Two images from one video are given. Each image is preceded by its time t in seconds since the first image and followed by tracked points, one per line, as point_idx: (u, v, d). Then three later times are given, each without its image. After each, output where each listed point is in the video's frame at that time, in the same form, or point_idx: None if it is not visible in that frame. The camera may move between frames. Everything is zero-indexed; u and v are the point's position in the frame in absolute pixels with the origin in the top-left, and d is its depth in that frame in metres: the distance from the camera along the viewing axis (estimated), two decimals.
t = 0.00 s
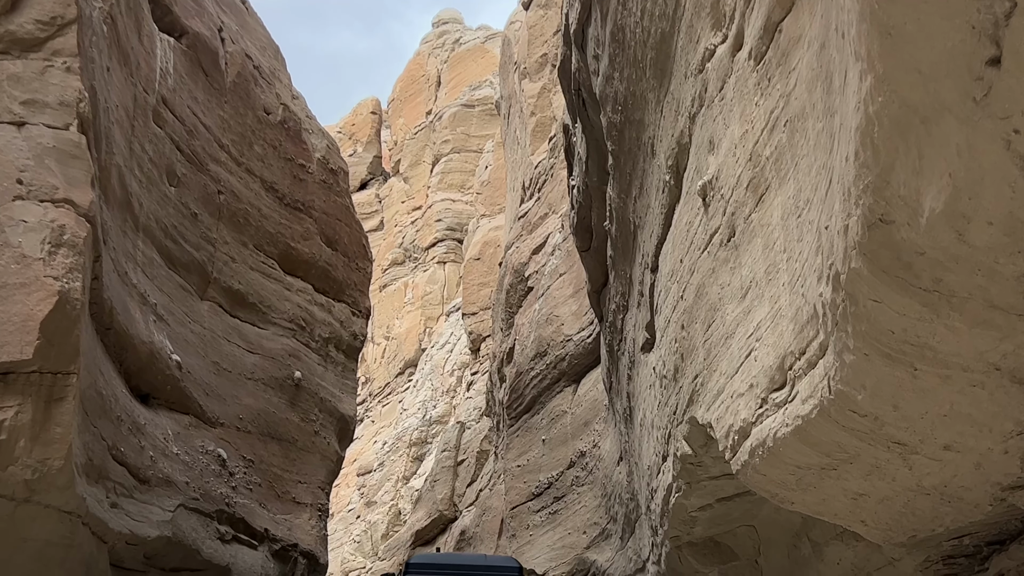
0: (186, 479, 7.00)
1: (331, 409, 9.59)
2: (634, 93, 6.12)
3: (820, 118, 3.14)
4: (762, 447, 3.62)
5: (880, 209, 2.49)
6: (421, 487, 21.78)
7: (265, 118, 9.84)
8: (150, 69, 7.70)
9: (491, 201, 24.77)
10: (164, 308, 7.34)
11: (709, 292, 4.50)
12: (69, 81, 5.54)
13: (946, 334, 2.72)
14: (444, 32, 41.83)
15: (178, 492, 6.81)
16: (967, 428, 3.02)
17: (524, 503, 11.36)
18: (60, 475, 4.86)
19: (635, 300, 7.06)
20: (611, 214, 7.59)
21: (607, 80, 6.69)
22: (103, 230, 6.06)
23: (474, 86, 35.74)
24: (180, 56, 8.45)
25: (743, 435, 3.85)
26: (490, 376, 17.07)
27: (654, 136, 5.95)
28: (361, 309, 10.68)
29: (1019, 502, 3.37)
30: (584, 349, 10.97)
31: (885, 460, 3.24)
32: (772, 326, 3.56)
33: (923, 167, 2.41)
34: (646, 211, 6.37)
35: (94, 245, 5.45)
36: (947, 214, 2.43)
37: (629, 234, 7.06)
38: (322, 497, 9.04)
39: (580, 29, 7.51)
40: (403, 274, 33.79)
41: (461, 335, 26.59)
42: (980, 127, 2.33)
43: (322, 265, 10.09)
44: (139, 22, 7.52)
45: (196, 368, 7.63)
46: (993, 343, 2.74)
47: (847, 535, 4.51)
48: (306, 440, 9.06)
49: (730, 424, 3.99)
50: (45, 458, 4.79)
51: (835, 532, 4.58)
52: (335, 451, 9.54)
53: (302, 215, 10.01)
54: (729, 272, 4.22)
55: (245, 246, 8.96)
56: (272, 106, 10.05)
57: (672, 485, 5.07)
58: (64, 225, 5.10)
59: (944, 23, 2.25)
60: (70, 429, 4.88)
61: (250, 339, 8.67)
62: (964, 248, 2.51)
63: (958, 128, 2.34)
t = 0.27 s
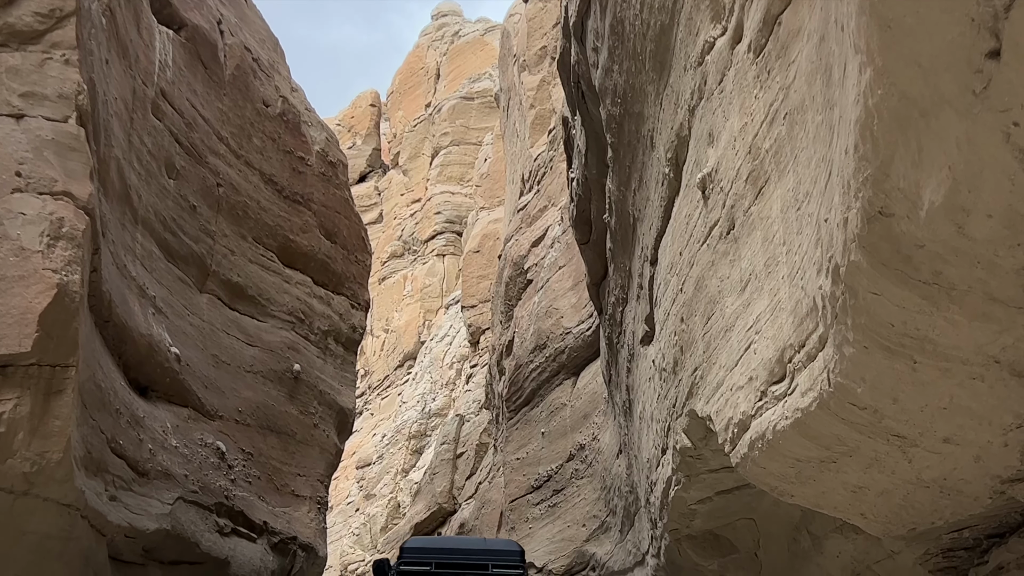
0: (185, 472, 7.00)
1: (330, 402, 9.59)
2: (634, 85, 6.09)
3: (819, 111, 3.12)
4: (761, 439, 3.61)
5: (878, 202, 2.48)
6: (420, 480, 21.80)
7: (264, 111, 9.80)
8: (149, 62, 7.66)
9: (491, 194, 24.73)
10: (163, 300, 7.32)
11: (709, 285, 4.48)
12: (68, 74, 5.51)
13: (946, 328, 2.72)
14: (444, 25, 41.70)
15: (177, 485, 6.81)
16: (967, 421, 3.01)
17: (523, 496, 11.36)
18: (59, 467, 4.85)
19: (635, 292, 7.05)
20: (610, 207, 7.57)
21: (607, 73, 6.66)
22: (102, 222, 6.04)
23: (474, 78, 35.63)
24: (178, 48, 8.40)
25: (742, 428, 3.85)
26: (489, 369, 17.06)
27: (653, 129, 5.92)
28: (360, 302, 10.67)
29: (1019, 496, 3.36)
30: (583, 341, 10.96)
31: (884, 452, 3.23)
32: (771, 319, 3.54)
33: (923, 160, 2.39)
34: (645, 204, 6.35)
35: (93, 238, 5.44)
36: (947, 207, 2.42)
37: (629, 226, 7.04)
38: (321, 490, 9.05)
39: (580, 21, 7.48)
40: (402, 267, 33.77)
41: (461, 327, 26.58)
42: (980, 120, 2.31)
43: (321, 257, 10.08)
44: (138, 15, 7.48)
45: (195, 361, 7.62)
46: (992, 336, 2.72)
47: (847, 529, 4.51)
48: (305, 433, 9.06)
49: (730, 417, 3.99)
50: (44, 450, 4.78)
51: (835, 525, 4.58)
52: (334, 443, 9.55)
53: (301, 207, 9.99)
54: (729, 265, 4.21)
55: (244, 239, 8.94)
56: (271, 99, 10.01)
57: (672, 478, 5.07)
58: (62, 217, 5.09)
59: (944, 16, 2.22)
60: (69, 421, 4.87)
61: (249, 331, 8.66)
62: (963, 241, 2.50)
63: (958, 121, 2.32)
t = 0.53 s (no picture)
0: (184, 465, 7.00)
1: (329, 395, 9.59)
2: (634, 78, 6.07)
3: (819, 103, 3.10)
4: (761, 432, 3.60)
5: (878, 194, 2.46)
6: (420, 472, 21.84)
7: (263, 103, 9.77)
8: (148, 54, 7.63)
9: (490, 186, 24.69)
10: (162, 293, 7.31)
11: (708, 277, 4.46)
12: (67, 66, 5.50)
13: (945, 321, 2.69)
14: (443, 17, 41.57)
15: (176, 478, 6.80)
16: (967, 414, 3.00)
17: (523, 488, 11.37)
18: (58, 460, 4.84)
19: (634, 285, 7.04)
20: (610, 199, 7.55)
21: (606, 65, 6.63)
22: (101, 215, 6.03)
23: (473, 70, 35.54)
24: (178, 40, 8.38)
25: (742, 421, 3.84)
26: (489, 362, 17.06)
27: (653, 121, 5.90)
28: (359, 295, 10.66)
29: (1018, 489, 3.35)
30: (583, 334, 10.95)
31: (884, 445, 3.22)
32: (771, 311, 3.53)
33: (923, 153, 2.38)
34: (645, 196, 6.33)
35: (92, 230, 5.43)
36: (946, 200, 2.39)
37: (628, 218, 7.03)
38: (320, 483, 9.05)
39: (580, 13, 7.44)
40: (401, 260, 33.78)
41: (460, 320, 26.57)
42: (979, 112, 2.28)
43: (320, 250, 10.06)
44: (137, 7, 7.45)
45: (193, 353, 7.61)
46: (992, 329, 2.70)
47: (846, 522, 4.50)
48: (304, 426, 9.06)
49: (729, 410, 3.98)
50: (43, 443, 4.76)
51: (835, 519, 4.57)
52: (333, 436, 9.56)
53: (300, 200, 9.96)
54: (728, 258, 4.19)
55: (242, 231, 8.92)
56: (270, 91, 9.97)
57: (671, 470, 5.06)
58: (61, 210, 5.08)
59: (943, 8, 2.20)
60: (68, 414, 4.86)
61: (248, 324, 8.65)
62: (963, 234, 2.47)
63: (957, 114, 2.29)
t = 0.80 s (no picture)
0: (183, 458, 7.00)
1: (328, 387, 9.59)
2: (633, 70, 6.04)
3: (818, 96, 3.08)
4: (761, 425, 3.60)
5: (878, 187, 2.44)
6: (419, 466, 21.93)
7: (262, 96, 9.73)
8: (147, 46, 7.60)
9: (490, 179, 24.66)
10: (162, 286, 7.30)
11: (708, 270, 4.45)
12: (66, 58, 5.50)
13: (944, 314, 2.67)
14: (443, 9, 41.43)
15: (175, 471, 6.80)
16: (967, 407, 2.98)
17: (523, 481, 11.38)
18: (57, 453, 4.83)
19: (634, 278, 7.03)
20: (609, 191, 7.54)
21: (606, 57, 6.61)
22: (100, 207, 6.01)
23: (473, 63, 35.44)
24: (177, 33, 8.35)
25: (742, 414, 3.82)
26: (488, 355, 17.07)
27: (652, 114, 5.88)
28: (359, 287, 10.64)
29: (1019, 481, 3.34)
30: (582, 326, 10.94)
31: (883, 438, 3.21)
32: (771, 304, 3.51)
33: (923, 146, 2.34)
34: (644, 189, 6.31)
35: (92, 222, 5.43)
36: (946, 192, 2.37)
37: (628, 211, 7.01)
38: (319, 476, 9.05)
39: (580, 6, 7.40)
40: (401, 253, 33.80)
41: (460, 312, 26.56)
42: (979, 105, 2.24)
43: (319, 243, 10.04)
44: None
45: (193, 345, 7.61)
46: (992, 322, 2.68)
47: (846, 515, 4.48)
48: (303, 419, 9.06)
49: (729, 402, 3.97)
50: (42, 436, 4.75)
51: (834, 511, 4.56)
52: (332, 429, 9.56)
53: (299, 192, 9.94)
54: (728, 250, 4.19)
55: (241, 224, 8.90)
56: (270, 83, 9.94)
57: (671, 463, 5.06)
58: (60, 202, 5.07)
59: None
60: (67, 407, 4.84)
61: (247, 317, 8.64)
62: (963, 227, 2.45)
63: (957, 107, 2.26)
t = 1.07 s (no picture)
0: (183, 450, 7.00)
1: (328, 380, 9.58)
2: (633, 63, 6.02)
3: (818, 88, 3.05)
4: (761, 418, 3.58)
5: (878, 179, 2.39)
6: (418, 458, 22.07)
7: (262, 88, 9.69)
8: (146, 38, 7.57)
9: (490, 171, 24.64)
10: (162, 278, 7.29)
11: (708, 262, 4.44)
12: (65, 50, 5.48)
13: (945, 306, 2.63)
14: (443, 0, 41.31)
15: (174, 463, 6.80)
16: (967, 399, 2.95)
17: (523, 473, 11.40)
18: (57, 445, 4.82)
19: (634, 270, 7.02)
20: (609, 183, 7.52)
21: (606, 49, 6.58)
22: (99, 200, 5.99)
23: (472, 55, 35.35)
24: (177, 25, 8.32)
25: (742, 406, 3.81)
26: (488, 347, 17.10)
27: (653, 106, 5.86)
28: (358, 280, 10.63)
29: (1019, 474, 3.32)
30: (582, 318, 10.93)
31: (884, 430, 3.19)
32: (771, 296, 3.50)
33: (923, 138, 2.29)
34: (645, 181, 6.29)
35: (91, 214, 5.43)
36: (946, 184, 2.32)
37: (628, 203, 6.99)
38: (319, 468, 9.05)
39: None
40: (400, 245, 33.82)
41: (460, 304, 26.57)
42: (979, 97, 2.19)
43: (319, 235, 10.02)
44: None
45: (192, 338, 7.60)
46: (992, 314, 2.63)
47: (847, 508, 4.45)
48: (303, 411, 9.06)
49: (729, 395, 3.96)
50: (41, 428, 4.74)
51: (834, 503, 4.53)
52: (332, 421, 9.56)
53: (299, 184, 9.92)
54: (728, 242, 4.17)
55: (241, 216, 8.87)
56: (269, 75, 9.90)
57: (671, 456, 5.05)
58: (60, 194, 5.06)
59: None
60: (67, 399, 4.83)
61: (246, 309, 8.62)
62: (963, 219, 2.40)
63: (957, 99, 2.20)
